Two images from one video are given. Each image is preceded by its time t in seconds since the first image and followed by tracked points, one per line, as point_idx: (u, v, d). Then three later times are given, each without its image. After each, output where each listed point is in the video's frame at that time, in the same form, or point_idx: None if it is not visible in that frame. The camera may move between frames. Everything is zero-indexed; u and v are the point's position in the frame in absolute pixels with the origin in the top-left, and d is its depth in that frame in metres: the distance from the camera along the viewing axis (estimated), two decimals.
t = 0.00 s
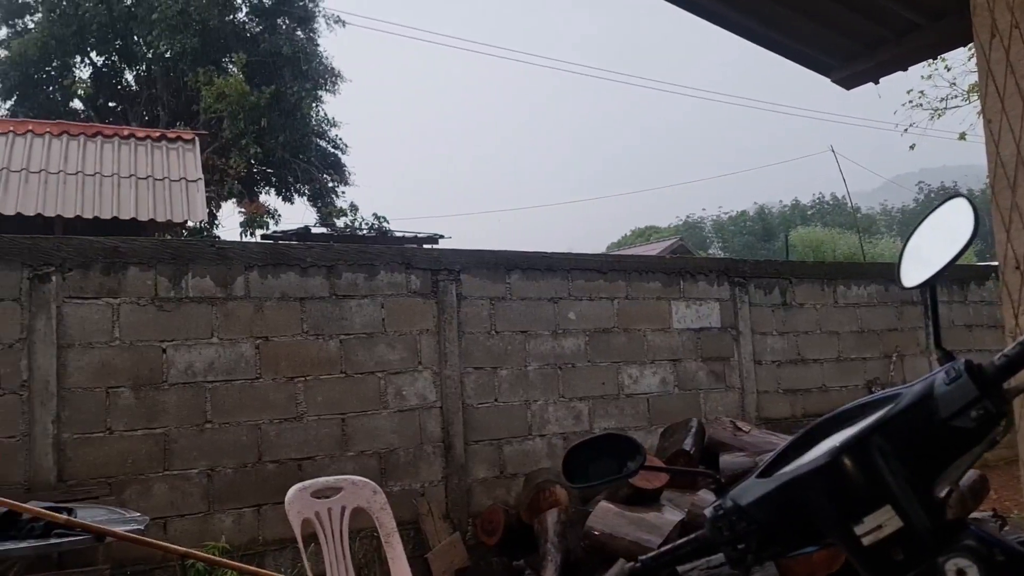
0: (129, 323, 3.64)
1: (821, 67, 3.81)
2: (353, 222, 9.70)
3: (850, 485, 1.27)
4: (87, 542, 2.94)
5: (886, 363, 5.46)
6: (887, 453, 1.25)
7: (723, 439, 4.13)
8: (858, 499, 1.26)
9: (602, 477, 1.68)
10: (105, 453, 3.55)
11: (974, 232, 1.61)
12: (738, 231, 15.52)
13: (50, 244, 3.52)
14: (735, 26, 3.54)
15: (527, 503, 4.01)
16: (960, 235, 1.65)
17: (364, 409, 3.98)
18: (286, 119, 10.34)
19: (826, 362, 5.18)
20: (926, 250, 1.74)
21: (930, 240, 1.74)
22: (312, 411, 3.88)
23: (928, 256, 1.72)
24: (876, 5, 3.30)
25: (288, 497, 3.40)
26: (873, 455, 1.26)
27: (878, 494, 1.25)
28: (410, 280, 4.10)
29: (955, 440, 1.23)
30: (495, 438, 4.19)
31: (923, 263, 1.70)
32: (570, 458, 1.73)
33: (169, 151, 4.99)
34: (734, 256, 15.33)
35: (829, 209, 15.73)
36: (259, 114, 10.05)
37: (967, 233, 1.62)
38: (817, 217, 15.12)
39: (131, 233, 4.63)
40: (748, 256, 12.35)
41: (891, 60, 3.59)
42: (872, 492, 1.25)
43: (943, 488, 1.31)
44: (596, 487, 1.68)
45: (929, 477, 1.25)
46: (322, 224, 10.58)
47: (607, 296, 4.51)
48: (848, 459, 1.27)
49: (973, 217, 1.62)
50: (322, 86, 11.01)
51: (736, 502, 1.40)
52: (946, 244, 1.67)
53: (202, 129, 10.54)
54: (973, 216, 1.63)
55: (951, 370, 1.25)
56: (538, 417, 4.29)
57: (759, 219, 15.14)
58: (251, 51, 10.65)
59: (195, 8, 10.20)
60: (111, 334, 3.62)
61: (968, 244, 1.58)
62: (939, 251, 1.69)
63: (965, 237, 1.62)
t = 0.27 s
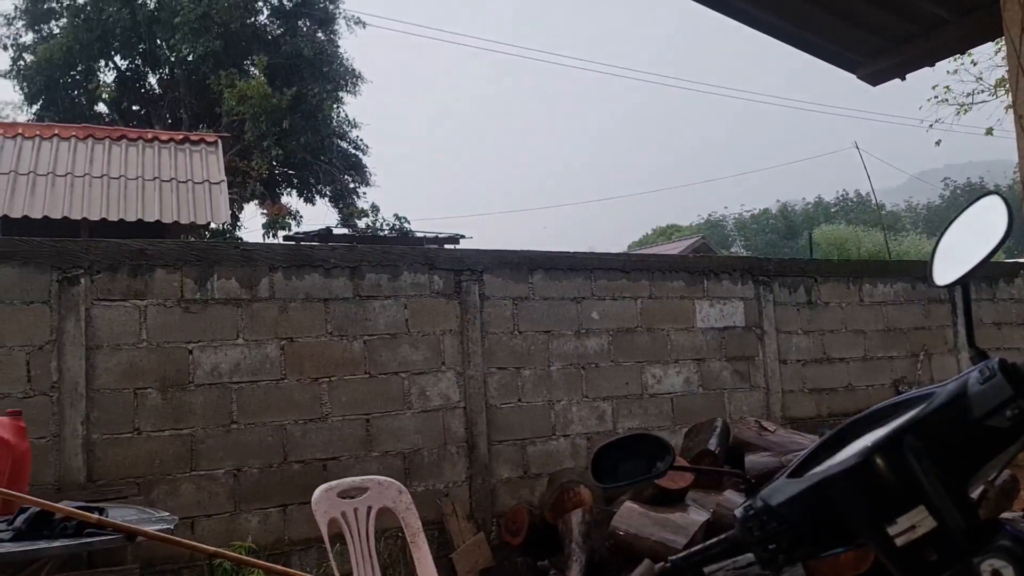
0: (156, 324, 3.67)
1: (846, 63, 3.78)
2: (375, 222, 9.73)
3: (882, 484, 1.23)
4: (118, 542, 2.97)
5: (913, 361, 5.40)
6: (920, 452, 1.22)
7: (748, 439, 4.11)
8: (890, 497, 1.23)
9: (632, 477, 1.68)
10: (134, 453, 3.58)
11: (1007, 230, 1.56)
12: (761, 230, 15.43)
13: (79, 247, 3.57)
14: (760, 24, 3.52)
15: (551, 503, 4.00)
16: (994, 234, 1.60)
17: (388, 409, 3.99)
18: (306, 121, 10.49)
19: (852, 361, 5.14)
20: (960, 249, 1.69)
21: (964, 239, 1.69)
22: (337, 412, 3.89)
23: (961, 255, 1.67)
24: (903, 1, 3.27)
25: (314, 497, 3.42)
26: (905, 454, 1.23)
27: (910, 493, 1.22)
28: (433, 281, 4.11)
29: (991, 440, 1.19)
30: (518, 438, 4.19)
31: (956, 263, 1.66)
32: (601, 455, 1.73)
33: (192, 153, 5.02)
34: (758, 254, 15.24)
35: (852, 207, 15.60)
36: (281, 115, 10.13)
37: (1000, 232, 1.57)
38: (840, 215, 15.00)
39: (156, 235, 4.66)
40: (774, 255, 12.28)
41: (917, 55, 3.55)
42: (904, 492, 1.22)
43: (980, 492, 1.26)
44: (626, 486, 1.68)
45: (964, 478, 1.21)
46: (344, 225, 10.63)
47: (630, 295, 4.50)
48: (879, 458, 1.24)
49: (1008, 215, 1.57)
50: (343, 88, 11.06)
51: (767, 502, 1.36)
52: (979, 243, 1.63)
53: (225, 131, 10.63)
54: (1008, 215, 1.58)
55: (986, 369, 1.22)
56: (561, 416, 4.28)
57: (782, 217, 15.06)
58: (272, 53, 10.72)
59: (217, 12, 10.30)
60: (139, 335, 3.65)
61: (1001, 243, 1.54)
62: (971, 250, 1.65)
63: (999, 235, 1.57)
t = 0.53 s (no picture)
0: (183, 326, 3.72)
1: (871, 64, 3.76)
2: (396, 224, 9.76)
3: (913, 486, 1.21)
4: (149, 542, 3.02)
5: (939, 362, 5.36)
6: (951, 454, 1.19)
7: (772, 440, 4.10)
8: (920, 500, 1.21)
9: (660, 479, 1.69)
10: (163, 454, 3.63)
11: None
12: (782, 230, 15.34)
13: (109, 251, 3.62)
14: (787, 26, 3.51)
15: (575, 504, 4.01)
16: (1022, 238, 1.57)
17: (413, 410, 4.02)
18: (328, 124, 10.56)
19: (877, 362, 5.11)
20: (990, 253, 1.67)
21: (994, 243, 1.66)
22: (362, 413, 3.93)
23: (991, 259, 1.65)
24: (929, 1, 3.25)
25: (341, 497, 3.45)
26: (936, 455, 1.20)
27: (942, 496, 1.19)
28: (456, 283, 4.13)
29: None
30: (542, 439, 4.20)
31: (985, 268, 1.63)
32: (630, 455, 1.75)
33: (217, 157, 5.07)
34: (780, 254, 15.14)
35: (875, 206, 15.47)
36: (303, 118, 10.22)
37: None
38: (863, 214, 14.89)
39: (181, 239, 4.71)
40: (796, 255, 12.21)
41: (943, 55, 3.53)
42: (935, 495, 1.19)
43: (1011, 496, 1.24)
44: (653, 488, 1.69)
45: (996, 481, 1.19)
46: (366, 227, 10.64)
47: (652, 296, 4.50)
48: (910, 460, 1.22)
49: None
50: (365, 91, 11.12)
51: (795, 504, 1.30)
52: (1008, 247, 1.60)
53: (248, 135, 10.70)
54: None
55: (1017, 371, 1.20)
56: (584, 417, 4.29)
57: (804, 217, 14.97)
58: (295, 57, 10.78)
59: (240, 18, 10.42)
60: (167, 337, 3.70)
61: None
62: (1000, 254, 1.62)
63: None
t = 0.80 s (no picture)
0: (203, 327, 3.74)
1: (892, 61, 3.72)
2: (413, 224, 9.79)
3: (936, 490, 1.04)
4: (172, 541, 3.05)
5: (962, 361, 5.30)
6: (980, 456, 1.01)
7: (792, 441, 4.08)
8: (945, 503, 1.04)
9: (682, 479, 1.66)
10: (183, 454, 3.65)
11: None
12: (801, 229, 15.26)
13: (130, 252, 3.65)
14: (810, 25, 3.48)
15: (594, 504, 4.00)
16: None
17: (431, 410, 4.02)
18: (346, 125, 10.60)
19: (898, 362, 5.06)
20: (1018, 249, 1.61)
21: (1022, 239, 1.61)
22: (381, 413, 3.93)
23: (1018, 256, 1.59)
24: None
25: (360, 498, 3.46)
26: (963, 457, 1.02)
27: (970, 499, 1.02)
28: (474, 283, 4.13)
29: None
30: (561, 440, 4.19)
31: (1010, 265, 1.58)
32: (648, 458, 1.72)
33: (235, 158, 5.10)
34: (799, 253, 15.06)
35: (895, 204, 15.35)
36: (321, 119, 10.27)
37: None
38: (882, 213, 14.78)
39: (200, 240, 4.74)
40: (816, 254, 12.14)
41: (966, 52, 3.49)
42: (964, 497, 1.02)
43: None
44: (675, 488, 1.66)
45: None
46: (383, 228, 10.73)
47: (671, 296, 4.48)
48: (935, 461, 1.04)
49: None
50: (382, 91, 11.15)
51: (818, 505, 1.16)
52: None
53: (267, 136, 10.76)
54: None
55: None
56: (603, 417, 4.28)
57: (823, 215, 14.89)
58: (313, 58, 10.82)
59: (258, 19, 10.47)
60: (187, 338, 3.72)
61: None
62: None
63: None
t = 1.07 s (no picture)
0: (216, 329, 3.76)
1: (904, 60, 3.71)
2: (423, 224, 9.81)
3: (949, 490, 1.03)
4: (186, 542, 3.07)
5: (975, 361, 5.28)
6: (992, 455, 1.01)
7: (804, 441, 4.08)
8: (956, 504, 1.04)
9: (693, 479, 1.66)
10: (197, 455, 3.68)
11: None
12: (812, 228, 15.23)
13: (143, 255, 3.67)
14: (823, 26, 3.47)
15: (605, 504, 4.01)
16: None
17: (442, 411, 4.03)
18: (356, 126, 10.62)
19: (910, 361, 5.04)
20: None
21: None
22: (392, 414, 3.95)
23: None
24: None
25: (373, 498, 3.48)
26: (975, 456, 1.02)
27: (983, 499, 1.01)
28: (485, 284, 4.14)
29: None
30: (571, 440, 4.20)
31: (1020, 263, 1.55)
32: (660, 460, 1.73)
33: (246, 160, 5.12)
34: (810, 253, 15.02)
35: (907, 203, 15.29)
36: (332, 121, 10.31)
37: None
38: (894, 212, 14.73)
39: (212, 242, 4.76)
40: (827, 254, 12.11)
41: (978, 51, 3.47)
42: (977, 498, 1.02)
43: None
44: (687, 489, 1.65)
45: None
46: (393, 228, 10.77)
47: (681, 296, 4.48)
48: (947, 461, 1.04)
49: None
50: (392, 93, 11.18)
51: (832, 507, 1.15)
52: None
53: (278, 138, 10.79)
54: None
55: None
56: (614, 418, 4.28)
57: (834, 214, 14.84)
58: (323, 60, 10.88)
59: (269, 21, 10.51)
60: (200, 340, 3.74)
61: None
62: None
63: None
